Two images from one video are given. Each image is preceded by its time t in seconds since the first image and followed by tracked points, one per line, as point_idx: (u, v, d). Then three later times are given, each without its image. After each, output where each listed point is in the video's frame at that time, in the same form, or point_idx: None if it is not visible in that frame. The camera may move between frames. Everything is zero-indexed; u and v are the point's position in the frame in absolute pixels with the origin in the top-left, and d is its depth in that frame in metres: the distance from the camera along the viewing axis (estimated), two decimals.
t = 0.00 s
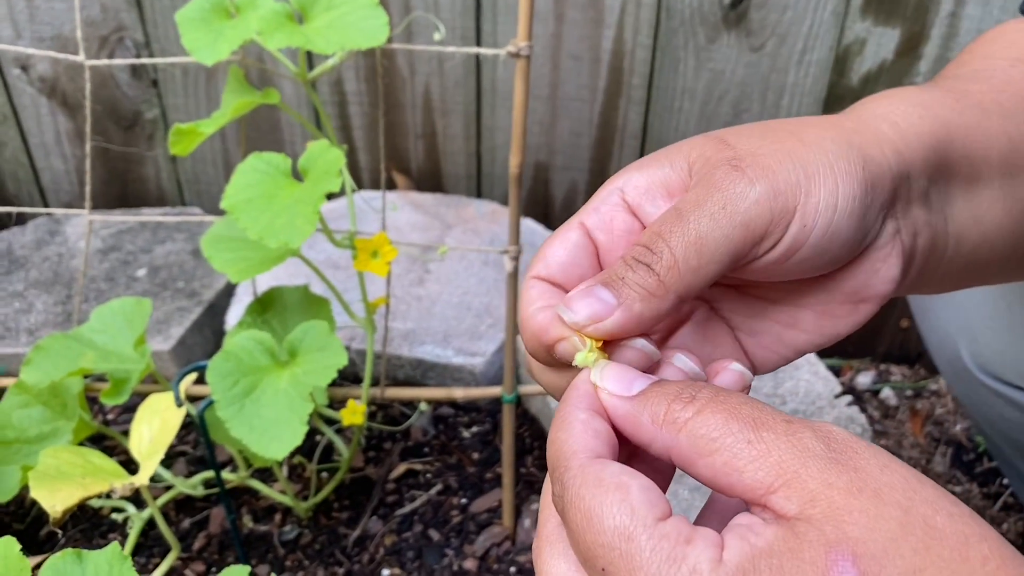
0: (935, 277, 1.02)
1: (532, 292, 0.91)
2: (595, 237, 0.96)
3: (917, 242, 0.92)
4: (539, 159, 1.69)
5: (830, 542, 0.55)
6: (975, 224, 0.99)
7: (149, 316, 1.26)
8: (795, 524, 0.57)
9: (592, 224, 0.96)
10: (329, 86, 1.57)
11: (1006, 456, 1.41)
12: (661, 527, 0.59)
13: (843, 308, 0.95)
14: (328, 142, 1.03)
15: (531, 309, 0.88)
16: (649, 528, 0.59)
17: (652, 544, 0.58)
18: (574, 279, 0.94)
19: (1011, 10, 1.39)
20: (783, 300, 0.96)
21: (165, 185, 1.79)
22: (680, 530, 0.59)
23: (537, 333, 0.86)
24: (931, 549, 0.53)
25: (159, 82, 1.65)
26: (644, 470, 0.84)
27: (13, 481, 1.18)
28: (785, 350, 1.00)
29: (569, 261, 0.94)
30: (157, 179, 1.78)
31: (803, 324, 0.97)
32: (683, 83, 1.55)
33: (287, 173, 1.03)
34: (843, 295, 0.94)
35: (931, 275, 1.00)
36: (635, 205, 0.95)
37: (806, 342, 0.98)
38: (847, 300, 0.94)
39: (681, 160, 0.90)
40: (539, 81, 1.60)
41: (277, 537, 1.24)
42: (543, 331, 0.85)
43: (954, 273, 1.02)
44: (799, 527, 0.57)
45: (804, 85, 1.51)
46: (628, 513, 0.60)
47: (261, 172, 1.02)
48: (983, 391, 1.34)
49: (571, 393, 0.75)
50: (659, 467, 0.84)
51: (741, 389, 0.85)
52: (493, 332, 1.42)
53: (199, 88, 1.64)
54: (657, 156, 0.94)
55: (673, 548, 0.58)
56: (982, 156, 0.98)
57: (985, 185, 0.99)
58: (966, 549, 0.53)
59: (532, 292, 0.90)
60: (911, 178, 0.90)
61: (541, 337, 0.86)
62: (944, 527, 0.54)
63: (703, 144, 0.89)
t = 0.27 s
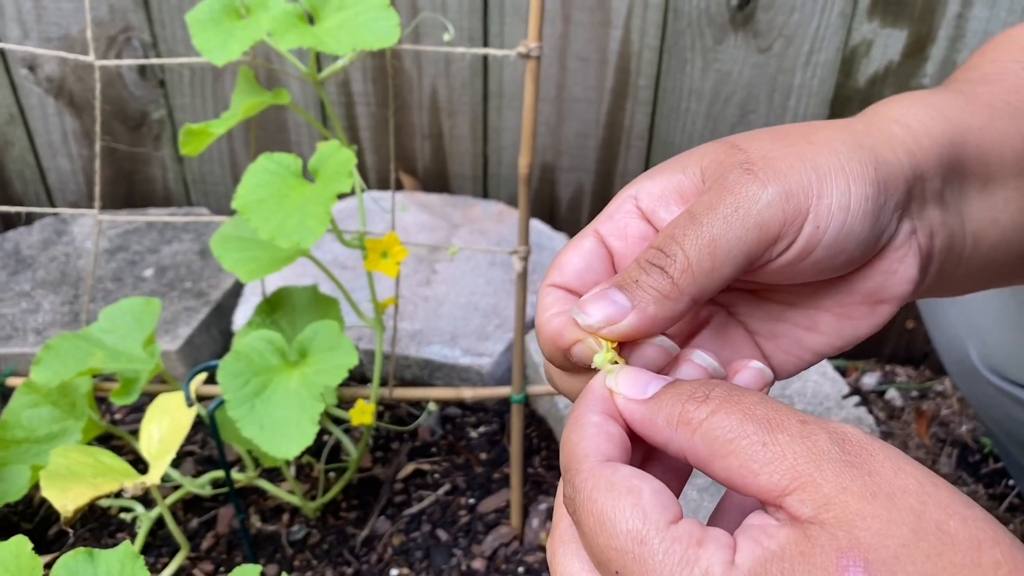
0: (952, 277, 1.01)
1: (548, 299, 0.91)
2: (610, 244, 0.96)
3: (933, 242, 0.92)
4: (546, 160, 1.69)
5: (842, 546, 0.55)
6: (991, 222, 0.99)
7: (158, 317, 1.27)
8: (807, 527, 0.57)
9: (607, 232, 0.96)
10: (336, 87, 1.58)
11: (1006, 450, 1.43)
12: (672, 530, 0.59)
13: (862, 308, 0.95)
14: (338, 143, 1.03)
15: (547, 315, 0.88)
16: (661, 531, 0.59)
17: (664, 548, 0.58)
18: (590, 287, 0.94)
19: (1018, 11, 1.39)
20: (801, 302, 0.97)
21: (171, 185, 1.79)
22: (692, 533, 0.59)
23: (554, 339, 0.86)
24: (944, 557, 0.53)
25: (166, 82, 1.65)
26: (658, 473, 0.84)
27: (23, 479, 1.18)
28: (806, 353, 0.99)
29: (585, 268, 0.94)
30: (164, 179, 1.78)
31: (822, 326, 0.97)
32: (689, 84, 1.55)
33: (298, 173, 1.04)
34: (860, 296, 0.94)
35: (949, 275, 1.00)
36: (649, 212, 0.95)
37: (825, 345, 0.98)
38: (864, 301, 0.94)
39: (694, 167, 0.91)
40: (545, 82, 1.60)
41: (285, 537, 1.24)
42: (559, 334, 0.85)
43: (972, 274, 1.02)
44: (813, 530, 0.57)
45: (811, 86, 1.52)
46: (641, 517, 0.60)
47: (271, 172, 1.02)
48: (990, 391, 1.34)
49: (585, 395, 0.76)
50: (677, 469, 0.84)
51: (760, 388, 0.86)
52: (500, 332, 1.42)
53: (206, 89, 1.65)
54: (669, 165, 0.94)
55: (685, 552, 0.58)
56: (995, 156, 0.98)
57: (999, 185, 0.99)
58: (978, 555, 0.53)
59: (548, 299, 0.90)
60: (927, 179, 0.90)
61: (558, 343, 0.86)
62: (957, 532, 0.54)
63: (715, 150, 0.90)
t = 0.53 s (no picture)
0: (960, 272, 1.01)
1: (555, 301, 0.91)
2: (615, 247, 0.96)
3: (939, 234, 0.92)
4: (549, 160, 1.69)
5: (853, 548, 0.55)
6: (998, 215, 0.98)
7: (162, 316, 1.26)
8: (819, 529, 0.57)
9: (611, 235, 0.96)
10: (340, 86, 1.58)
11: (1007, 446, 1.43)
12: (683, 532, 0.59)
13: (871, 302, 0.94)
14: (344, 142, 1.03)
15: (553, 317, 0.87)
16: (671, 533, 0.59)
17: (675, 550, 0.58)
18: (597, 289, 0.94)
19: None
20: (808, 299, 0.96)
21: (174, 185, 1.79)
22: (702, 534, 0.59)
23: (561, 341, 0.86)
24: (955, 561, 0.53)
25: (170, 81, 1.65)
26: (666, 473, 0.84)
27: (26, 478, 1.18)
28: (817, 349, 0.99)
29: (591, 271, 0.94)
30: (167, 178, 1.78)
31: (831, 321, 0.96)
32: (693, 84, 1.55)
33: (304, 172, 1.03)
34: (867, 289, 0.93)
35: (958, 269, 0.99)
36: (652, 213, 0.95)
37: (836, 341, 0.97)
38: (873, 293, 0.94)
39: (695, 166, 0.91)
40: (549, 81, 1.60)
41: (289, 537, 1.24)
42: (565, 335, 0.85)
43: (982, 268, 1.01)
44: (824, 532, 0.57)
45: (816, 86, 1.51)
46: (650, 518, 0.60)
47: (276, 171, 1.02)
48: (995, 391, 1.34)
49: (593, 396, 0.75)
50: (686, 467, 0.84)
51: (769, 383, 0.86)
52: (504, 332, 1.42)
53: (210, 88, 1.64)
54: (670, 165, 0.95)
55: (695, 553, 0.58)
56: (999, 149, 0.97)
57: (1004, 178, 0.98)
58: (991, 557, 0.53)
59: (555, 303, 0.90)
60: (928, 171, 0.90)
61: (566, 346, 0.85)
62: (970, 535, 0.54)
63: (714, 149, 0.90)
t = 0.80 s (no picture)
0: (961, 262, 1.00)
1: (555, 285, 0.90)
2: (615, 234, 0.96)
3: (939, 221, 0.92)
4: (552, 157, 1.69)
5: (849, 551, 0.54)
6: (997, 203, 0.98)
7: (165, 311, 1.26)
8: (815, 531, 0.56)
9: (612, 222, 0.96)
10: (344, 83, 1.58)
11: (1010, 443, 1.43)
12: (677, 534, 0.59)
13: (868, 288, 0.93)
14: (348, 136, 1.03)
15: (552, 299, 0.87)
16: (665, 535, 0.59)
17: (668, 552, 0.58)
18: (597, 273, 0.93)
19: None
20: (807, 285, 0.95)
21: (177, 182, 1.79)
22: (696, 537, 0.59)
23: (559, 323, 0.84)
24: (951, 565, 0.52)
25: (173, 78, 1.65)
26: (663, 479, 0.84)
27: (30, 473, 1.19)
28: (815, 336, 0.97)
29: (591, 255, 0.93)
30: (170, 175, 1.78)
31: (829, 307, 0.95)
32: (697, 81, 1.55)
33: (309, 167, 1.04)
34: (864, 275, 0.93)
35: (959, 258, 0.99)
36: (651, 200, 0.95)
37: (835, 327, 0.96)
38: (871, 281, 0.93)
39: (693, 152, 0.92)
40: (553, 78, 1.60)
41: (292, 532, 1.24)
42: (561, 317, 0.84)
43: (983, 257, 1.01)
44: (820, 535, 0.56)
45: (819, 84, 1.51)
46: (644, 521, 0.60)
47: (281, 165, 1.02)
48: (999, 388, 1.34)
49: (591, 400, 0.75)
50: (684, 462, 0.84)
51: (758, 371, 0.87)
52: (507, 328, 1.42)
53: (213, 85, 1.64)
54: (669, 154, 0.95)
55: (689, 553, 0.58)
56: (999, 137, 0.97)
57: (1004, 166, 0.98)
58: (988, 561, 0.51)
59: (555, 288, 0.89)
60: (927, 158, 0.90)
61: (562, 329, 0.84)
62: (968, 539, 0.53)
63: (711, 136, 0.91)
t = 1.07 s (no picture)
0: (940, 265, 1.00)
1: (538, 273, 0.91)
2: (600, 228, 0.97)
3: (917, 226, 0.92)
4: (551, 158, 1.69)
5: None
6: (977, 207, 0.98)
7: (164, 311, 1.27)
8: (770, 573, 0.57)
9: (598, 214, 0.97)
10: (342, 84, 1.58)
11: (1006, 443, 1.43)
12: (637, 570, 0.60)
13: (843, 291, 0.94)
14: (346, 137, 1.04)
15: (535, 286, 0.87)
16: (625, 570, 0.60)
17: None
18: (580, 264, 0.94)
19: None
20: (783, 283, 0.97)
21: (176, 182, 1.79)
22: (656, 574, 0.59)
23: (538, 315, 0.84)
24: None
25: (173, 79, 1.65)
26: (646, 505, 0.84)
27: (28, 472, 1.19)
28: (789, 335, 0.98)
29: (575, 246, 0.94)
30: (169, 176, 1.78)
31: (802, 307, 0.96)
32: (694, 82, 1.56)
33: (307, 167, 1.04)
34: (839, 277, 0.93)
35: (938, 262, 0.99)
36: (636, 195, 0.96)
37: (808, 327, 0.97)
38: (845, 284, 0.93)
39: (680, 152, 0.93)
40: (551, 79, 1.60)
41: (290, 532, 1.24)
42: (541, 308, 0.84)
43: (961, 260, 1.01)
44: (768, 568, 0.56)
45: (817, 85, 1.52)
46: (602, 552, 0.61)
47: (279, 165, 1.02)
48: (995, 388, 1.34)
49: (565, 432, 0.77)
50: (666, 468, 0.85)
51: (729, 369, 0.87)
52: (505, 328, 1.42)
53: (212, 86, 1.65)
54: (655, 152, 0.96)
55: None
56: (984, 143, 0.97)
57: (988, 172, 0.98)
58: None
59: (538, 275, 0.90)
60: (909, 164, 0.90)
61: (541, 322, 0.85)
62: None
63: (698, 137, 0.92)
